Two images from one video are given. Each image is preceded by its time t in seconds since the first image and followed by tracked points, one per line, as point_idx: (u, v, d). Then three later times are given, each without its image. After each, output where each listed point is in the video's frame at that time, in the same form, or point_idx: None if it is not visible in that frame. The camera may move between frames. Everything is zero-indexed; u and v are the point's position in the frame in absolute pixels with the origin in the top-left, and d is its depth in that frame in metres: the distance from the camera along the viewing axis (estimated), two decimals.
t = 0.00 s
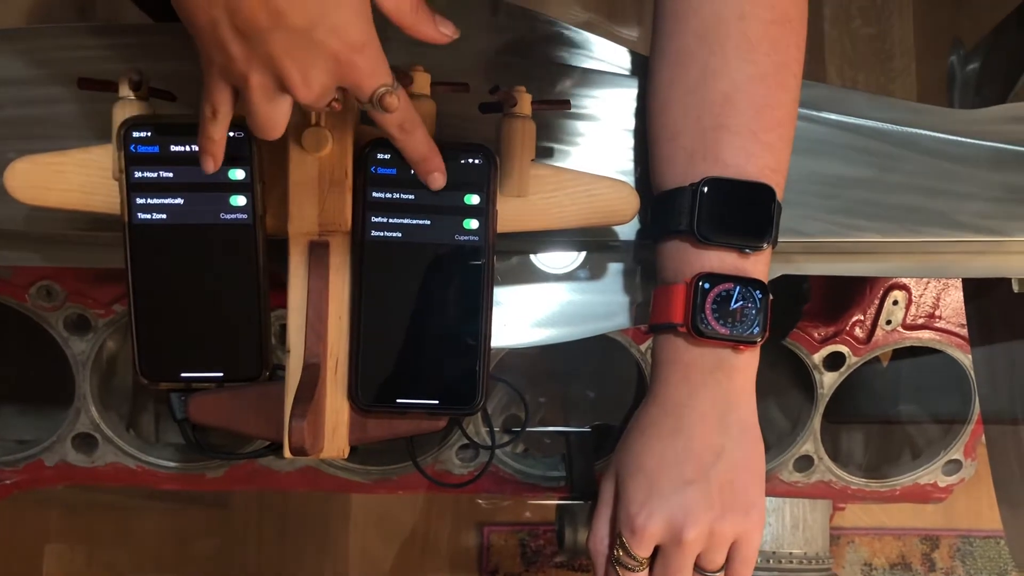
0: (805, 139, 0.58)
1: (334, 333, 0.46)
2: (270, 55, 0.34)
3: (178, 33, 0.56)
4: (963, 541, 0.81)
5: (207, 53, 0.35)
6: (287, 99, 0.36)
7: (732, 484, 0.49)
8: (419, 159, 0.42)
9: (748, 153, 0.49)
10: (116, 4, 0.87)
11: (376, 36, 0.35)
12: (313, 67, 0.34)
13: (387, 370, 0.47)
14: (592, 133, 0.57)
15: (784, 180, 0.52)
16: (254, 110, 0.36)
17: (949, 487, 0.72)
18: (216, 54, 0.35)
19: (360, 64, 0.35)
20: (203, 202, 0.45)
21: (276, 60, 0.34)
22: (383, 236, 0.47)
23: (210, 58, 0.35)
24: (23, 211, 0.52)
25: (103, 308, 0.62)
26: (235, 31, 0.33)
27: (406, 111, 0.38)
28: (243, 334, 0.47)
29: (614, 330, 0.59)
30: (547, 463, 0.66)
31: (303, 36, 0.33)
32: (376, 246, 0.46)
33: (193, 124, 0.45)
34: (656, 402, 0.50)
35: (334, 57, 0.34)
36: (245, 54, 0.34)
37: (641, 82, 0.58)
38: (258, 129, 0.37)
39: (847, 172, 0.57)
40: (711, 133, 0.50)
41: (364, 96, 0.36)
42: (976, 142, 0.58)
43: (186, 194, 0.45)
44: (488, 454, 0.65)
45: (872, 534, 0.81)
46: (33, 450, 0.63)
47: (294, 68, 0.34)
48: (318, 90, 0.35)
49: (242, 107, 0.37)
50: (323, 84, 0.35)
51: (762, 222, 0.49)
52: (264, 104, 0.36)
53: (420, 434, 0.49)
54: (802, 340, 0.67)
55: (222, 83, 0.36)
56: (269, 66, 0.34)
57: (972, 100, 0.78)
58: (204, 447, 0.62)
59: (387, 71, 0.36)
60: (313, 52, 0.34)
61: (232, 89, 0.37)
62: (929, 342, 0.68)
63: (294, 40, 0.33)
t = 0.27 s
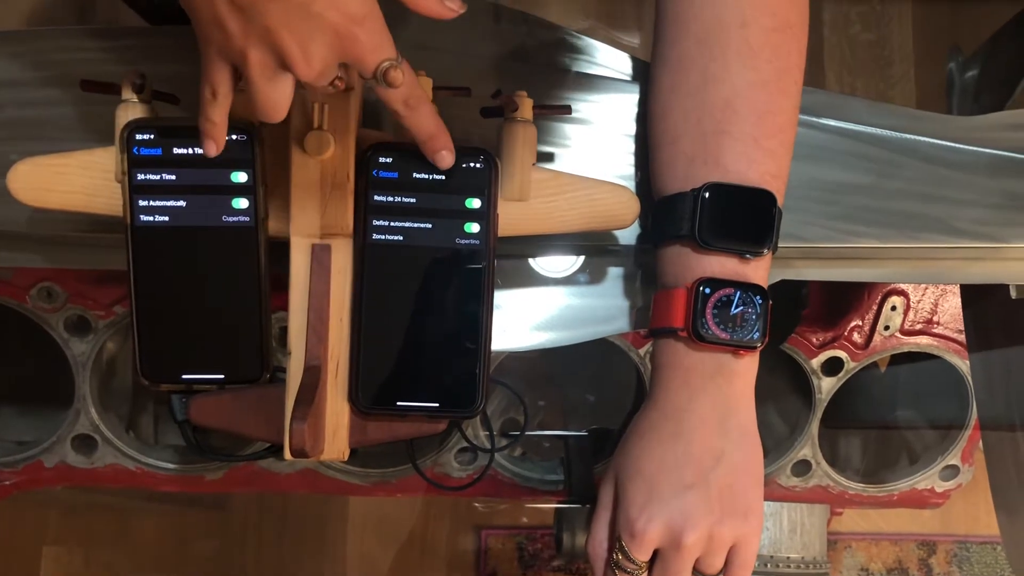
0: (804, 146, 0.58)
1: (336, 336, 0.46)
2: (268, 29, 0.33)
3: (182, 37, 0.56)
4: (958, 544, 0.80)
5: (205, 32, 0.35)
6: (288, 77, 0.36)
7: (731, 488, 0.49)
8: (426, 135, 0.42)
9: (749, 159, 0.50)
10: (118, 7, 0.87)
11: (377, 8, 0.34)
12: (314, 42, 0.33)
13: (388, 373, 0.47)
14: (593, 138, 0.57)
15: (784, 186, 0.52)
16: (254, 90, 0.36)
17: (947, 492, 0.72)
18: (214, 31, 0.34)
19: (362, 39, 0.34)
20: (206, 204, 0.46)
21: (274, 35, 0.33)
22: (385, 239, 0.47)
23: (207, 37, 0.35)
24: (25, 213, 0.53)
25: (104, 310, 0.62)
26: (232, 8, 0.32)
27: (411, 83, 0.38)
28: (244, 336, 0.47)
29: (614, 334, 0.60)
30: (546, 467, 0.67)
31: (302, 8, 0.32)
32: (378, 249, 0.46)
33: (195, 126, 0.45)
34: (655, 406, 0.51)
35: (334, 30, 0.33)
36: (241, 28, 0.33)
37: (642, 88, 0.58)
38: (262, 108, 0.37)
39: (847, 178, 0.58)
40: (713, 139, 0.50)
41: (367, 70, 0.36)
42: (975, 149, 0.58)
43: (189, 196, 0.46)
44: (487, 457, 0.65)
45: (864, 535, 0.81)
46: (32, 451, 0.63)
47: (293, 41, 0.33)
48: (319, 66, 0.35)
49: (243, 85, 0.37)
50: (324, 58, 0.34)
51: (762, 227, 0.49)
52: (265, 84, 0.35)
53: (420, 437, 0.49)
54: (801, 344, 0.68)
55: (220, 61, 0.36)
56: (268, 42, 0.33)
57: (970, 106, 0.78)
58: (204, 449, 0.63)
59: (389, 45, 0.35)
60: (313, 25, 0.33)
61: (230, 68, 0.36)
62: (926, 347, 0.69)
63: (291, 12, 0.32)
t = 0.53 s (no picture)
0: (808, 151, 0.58)
1: (341, 339, 0.46)
2: (279, 32, 0.33)
3: (187, 40, 0.56)
4: (958, 550, 0.81)
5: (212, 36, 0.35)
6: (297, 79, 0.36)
7: (735, 493, 0.49)
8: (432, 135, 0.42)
9: (754, 165, 0.50)
10: (121, 10, 0.87)
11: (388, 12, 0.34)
12: (325, 44, 0.33)
13: (393, 376, 0.47)
14: (596, 143, 0.57)
15: (789, 192, 0.52)
16: (264, 95, 0.36)
17: (948, 498, 0.72)
18: (225, 36, 0.34)
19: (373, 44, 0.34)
20: (212, 208, 0.46)
21: (284, 36, 0.33)
22: (390, 243, 0.47)
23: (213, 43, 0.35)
24: (31, 216, 0.53)
25: (108, 312, 0.62)
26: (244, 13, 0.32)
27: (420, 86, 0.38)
28: (250, 339, 0.47)
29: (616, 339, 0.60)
30: (548, 471, 0.67)
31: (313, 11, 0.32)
32: (384, 253, 0.47)
33: (201, 129, 0.45)
34: (659, 411, 0.51)
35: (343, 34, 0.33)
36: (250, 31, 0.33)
37: (647, 94, 0.59)
38: (269, 113, 0.37)
39: (850, 184, 0.58)
40: (717, 145, 0.50)
41: (376, 75, 0.36)
42: (977, 156, 0.58)
43: (195, 199, 0.46)
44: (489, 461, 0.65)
45: (865, 540, 0.81)
46: (34, 454, 0.63)
47: (304, 42, 0.33)
48: (329, 69, 0.35)
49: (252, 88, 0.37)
50: (334, 62, 0.34)
51: (767, 232, 0.50)
52: (275, 87, 0.36)
53: (424, 440, 0.49)
54: (802, 350, 0.68)
55: (229, 65, 0.36)
56: (279, 45, 0.34)
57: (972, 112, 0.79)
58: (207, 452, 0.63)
59: (399, 49, 0.35)
60: (325, 28, 0.33)
61: (239, 71, 0.36)
62: (927, 353, 0.69)
63: (302, 15, 0.32)
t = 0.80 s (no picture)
0: (809, 154, 0.58)
1: (342, 341, 0.46)
2: (290, 58, 0.33)
3: (189, 43, 0.56)
4: (959, 553, 0.79)
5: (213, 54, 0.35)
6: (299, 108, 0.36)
7: (736, 496, 0.49)
8: (431, 164, 0.42)
9: (755, 167, 0.50)
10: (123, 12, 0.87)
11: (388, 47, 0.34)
12: (327, 78, 0.34)
13: (394, 378, 0.47)
14: (598, 145, 0.57)
15: (791, 194, 0.52)
16: (266, 121, 0.37)
17: (949, 501, 0.71)
18: (230, 65, 0.34)
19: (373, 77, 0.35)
20: (214, 210, 0.46)
21: (287, 69, 0.33)
22: (392, 246, 0.47)
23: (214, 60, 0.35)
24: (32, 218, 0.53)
25: (109, 315, 0.62)
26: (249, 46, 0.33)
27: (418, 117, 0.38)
28: (251, 342, 0.47)
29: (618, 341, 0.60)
30: (549, 474, 0.67)
31: (316, 48, 0.33)
32: (386, 255, 0.47)
33: (203, 132, 0.45)
34: (660, 413, 0.51)
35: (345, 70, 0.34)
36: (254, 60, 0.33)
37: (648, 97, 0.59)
38: (270, 137, 0.38)
39: (851, 187, 0.58)
40: (719, 147, 0.50)
41: (375, 108, 0.36)
42: (979, 158, 0.58)
43: (196, 202, 0.46)
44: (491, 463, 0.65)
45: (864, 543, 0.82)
46: (35, 456, 0.63)
47: (306, 77, 0.34)
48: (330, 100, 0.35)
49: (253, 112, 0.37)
50: (335, 93, 0.35)
51: (769, 235, 0.50)
52: (277, 114, 0.36)
53: (426, 442, 0.49)
54: (803, 352, 0.68)
55: (231, 89, 0.36)
56: (290, 70, 0.34)
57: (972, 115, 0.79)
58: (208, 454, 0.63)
59: (399, 83, 0.36)
60: (328, 64, 0.33)
61: (241, 96, 0.36)
62: (929, 355, 0.69)
63: (306, 51, 0.33)
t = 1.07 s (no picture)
0: (808, 153, 0.58)
1: (343, 341, 0.46)
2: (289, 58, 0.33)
3: (189, 44, 0.56)
4: (961, 552, 0.78)
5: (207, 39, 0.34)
6: (291, 82, 0.36)
7: (736, 495, 0.49)
8: (429, 140, 0.41)
9: (754, 166, 0.50)
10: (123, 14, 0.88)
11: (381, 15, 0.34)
12: (317, 48, 0.34)
13: (394, 378, 0.48)
14: (597, 145, 0.57)
15: (790, 193, 0.52)
16: (259, 97, 0.36)
17: (950, 500, 0.71)
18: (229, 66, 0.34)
19: (362, 43, 0.34)
20: (214, 211, 0.46)
21: (277, 40, 0.33)
22: (392, 246, 0.47)
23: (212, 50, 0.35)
24: (33, 219, 0.53)
25: (110, 315, 0.62)
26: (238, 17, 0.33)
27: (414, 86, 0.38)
28: (251, 342, 0.47)
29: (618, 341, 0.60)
30: (550, 474, 0.67)
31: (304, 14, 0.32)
32: (386, 255, 0.47)
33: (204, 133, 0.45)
34: (660, 412, 0.51)
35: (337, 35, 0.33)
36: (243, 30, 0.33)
37: (647, 97, 0.59)
38: (263, 117, 0.37)
39: (850, 186, 0.58)
40: (718, 146, 0.50)
41: (370, 76, 0.36)
42: (978, 157, 0.58)
43: (196, 202, 0.46)
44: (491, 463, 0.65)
45: (864, 543, 0.81)
46: (36, 457, 0.63)
47: (297, 48, 0.34)
48: (323, 71, 0.35)
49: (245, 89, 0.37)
50: (327, 63, 0.35)
51: (768, 234, 0.50)
52: (270, 89, 0.36)
53: (426, 443, 0.49)
54: (804, 351, 0.68)
55: (222, 65, 0.36)
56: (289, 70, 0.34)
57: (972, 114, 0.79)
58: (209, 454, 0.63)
59: (392, 52, 0.35)
60: (318, 32, 0.33)
61: (232, 71, 0.36)
62: (929, 354, 0.69)
63: (295, 18, 0.33)
